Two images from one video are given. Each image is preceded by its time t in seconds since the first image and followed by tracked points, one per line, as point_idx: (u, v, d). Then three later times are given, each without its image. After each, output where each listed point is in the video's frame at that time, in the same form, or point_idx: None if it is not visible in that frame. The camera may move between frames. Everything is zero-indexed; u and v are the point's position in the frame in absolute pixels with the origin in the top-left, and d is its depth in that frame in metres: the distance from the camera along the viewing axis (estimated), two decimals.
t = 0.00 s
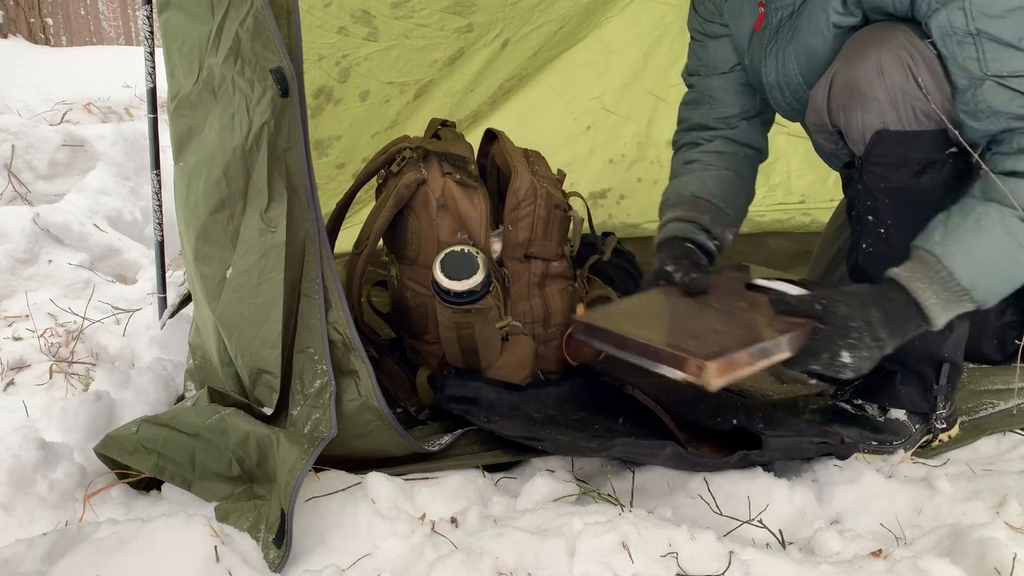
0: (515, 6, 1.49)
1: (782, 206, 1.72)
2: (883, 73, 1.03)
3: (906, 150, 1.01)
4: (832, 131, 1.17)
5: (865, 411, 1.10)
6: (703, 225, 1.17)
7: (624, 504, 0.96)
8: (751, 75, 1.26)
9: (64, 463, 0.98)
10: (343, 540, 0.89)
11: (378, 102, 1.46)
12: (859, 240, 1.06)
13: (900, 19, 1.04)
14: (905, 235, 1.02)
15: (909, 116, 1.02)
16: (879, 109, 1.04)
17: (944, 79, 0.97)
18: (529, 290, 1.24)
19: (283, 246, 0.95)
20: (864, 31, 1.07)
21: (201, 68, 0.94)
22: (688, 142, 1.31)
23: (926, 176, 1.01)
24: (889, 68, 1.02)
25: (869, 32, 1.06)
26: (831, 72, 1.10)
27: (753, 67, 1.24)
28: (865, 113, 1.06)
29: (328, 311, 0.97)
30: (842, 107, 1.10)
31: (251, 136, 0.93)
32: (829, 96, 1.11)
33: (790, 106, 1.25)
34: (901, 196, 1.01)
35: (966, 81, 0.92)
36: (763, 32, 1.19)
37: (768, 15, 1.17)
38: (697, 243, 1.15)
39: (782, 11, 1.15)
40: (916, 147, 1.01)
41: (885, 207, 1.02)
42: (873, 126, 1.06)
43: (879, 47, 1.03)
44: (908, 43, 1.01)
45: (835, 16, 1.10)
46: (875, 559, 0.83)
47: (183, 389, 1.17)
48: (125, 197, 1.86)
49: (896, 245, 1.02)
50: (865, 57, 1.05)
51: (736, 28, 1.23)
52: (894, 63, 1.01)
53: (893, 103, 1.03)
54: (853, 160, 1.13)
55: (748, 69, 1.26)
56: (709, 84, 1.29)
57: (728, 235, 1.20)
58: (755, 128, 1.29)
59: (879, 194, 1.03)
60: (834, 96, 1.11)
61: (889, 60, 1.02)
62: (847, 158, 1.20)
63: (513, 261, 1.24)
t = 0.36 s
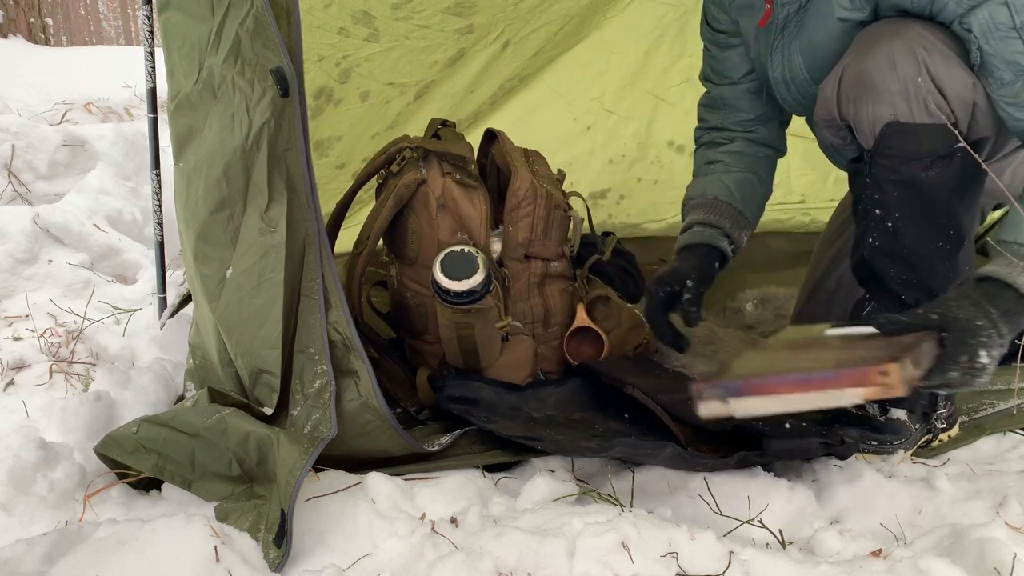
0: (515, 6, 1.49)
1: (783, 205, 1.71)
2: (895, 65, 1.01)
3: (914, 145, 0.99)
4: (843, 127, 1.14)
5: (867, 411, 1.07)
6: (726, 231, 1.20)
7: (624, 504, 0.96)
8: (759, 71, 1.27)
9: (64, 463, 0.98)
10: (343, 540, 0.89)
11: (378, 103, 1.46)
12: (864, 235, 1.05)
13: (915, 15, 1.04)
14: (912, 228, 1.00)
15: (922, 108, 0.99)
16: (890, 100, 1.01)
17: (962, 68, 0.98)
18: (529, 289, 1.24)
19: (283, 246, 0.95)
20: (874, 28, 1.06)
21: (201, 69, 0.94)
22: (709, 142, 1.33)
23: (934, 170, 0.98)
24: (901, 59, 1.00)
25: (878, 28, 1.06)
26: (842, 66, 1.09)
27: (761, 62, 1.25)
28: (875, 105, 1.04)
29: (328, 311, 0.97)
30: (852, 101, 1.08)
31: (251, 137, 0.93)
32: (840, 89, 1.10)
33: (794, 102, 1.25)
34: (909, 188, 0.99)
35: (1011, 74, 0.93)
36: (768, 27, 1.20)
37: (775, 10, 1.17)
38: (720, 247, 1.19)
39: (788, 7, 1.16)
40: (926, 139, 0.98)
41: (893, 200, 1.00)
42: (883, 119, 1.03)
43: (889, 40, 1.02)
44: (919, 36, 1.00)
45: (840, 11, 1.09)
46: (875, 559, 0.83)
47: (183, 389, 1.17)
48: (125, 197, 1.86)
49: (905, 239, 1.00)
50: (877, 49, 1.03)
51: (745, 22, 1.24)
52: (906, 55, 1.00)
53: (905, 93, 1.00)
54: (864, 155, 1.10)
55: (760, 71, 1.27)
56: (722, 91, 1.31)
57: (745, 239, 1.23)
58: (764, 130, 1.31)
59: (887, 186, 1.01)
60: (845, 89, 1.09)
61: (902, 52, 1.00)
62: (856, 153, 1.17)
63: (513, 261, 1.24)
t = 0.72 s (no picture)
0: (515, 6, 1.50)
1: (784, 206, 1.71)
2: (894, 62, 1.01)
3: (916, 140, 1.00)
4: (841, 126, 1.13)
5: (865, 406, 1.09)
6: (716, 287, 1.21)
7: (624, 503, 0.96)
8: (761, 71, 1.26)
9: (64, 463, 0.98)
10: (343, 540, 0.89)
11: (378, 103, 1.46)
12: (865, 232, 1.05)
13: (915, 15, 1.05)
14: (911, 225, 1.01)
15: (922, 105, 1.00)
16: (890, 97, 1.02)
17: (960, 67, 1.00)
18: (530, 289, 1.24)
19: (283, 246, 0.95)
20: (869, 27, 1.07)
21: (201, 69, 0.94)
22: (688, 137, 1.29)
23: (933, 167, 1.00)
24: (900, 56, 1.01)
25: (875, 26, 1.06)
26: (839, 64, 1.09)
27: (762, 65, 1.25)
28: (874, 101, 1.03)
29: (328, 311, 0.97)
30: (849, 98, 1.07)
31: (251, 136, 0.93)
32: (839, 87, 1.09)
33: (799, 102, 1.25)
34: (907, 186, 1.01)
35: (998, 80, 0.97)
36: (774, 28, 1.21)
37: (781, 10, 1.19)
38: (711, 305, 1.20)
39: (795, 8, 1.17)
40: (924, 138, 1.00)
41: (892, 197, 1.01)
42: (881, 116, 1.03)
43: (889, 37, 1.03)
44: (918, 35, 1.01)
45: (847, 11, 1.08)
46: (875, 559, 0.83)
47: (183, 389, 1.17)
48: (125, 197, 1.86)
49: (905, 238, 1.01)
50: (875, 47, 1.04)
51: (747, 22, 1.24)
52: (905, 53, 1.01)
53: (904, 90, 1.01)
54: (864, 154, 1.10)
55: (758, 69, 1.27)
56: (713, 81, 1.28)
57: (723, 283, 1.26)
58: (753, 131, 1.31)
59: (886, 184, 1.02)
60: (842, 87, 1.08)
61: (901, 50, 1.01)
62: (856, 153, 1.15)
63: (514, 261, 1.24)
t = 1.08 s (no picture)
0: (515, 6, 1.49)
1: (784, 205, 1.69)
2: (894, 63, 1.03)
3: (919, 140, 1.01)
4: (840, 127, 1.15)
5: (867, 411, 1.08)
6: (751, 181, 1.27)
7: (624, 503, 0.96)
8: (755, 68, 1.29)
9: (64, 463, 0.98)
10: (343, 540, 0.89)
11: (378, 103, 1.46)
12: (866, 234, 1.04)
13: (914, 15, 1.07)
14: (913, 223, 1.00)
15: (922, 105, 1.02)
16: (891, 98, 1.03)
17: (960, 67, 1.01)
18: (530, 290, 1.25)
19: (283, 246, 0.95)
20: (870, 29, 1.09)
21: (202, 69, 0.94)
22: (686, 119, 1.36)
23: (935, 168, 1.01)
24: (901, 57, 1.02)
25: (877, 28, 1.08)
26: (840, 66, 1.10)
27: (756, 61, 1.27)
28: (875, 102, 1.05)
29: (328, 311, 0.97)
30: (850, 98, 1.09)
31: (251, 136, 0.93)
32: (839, 88, 1.10)
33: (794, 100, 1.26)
34: (907, 184, 1.01)
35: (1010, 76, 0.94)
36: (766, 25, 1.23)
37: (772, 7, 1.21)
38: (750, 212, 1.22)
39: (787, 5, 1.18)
40: (926, 138, 1.01)
41: (893, 199, 1.02)
42: (883, 117, 1.04)
43: (891, 38, 1.04)
44: (919, 36, 1.03)
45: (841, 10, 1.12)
46: (875, 559, 0.83)
47: (183, 389, 1.17)
48: (125, 197, 1.86)
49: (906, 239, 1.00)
50: (876, 48, 1.05)
51: (737, 21, 1.27)
52: (905, 52, 1.03)
53: (905, 90, 1.02)
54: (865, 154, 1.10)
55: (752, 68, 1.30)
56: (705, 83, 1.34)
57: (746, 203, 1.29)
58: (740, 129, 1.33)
59: (888, 185, 1.03)
60: (843, 88, 1.10)
61: (901, 51, 1.03)
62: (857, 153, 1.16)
63: (514, 262, 1.24)
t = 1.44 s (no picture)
0: (515, 6, 1.48)
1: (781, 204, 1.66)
2: (873, 71, 1.04)
3: (900, 145, 1.00)
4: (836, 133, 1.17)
5: (870, 410, 1.10)
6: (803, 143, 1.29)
7: (624, 503, 0.96)
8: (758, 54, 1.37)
9: (64, 463, 0.98)
10: (343, 541, 0.89)
11: (378, 103, 1.46)
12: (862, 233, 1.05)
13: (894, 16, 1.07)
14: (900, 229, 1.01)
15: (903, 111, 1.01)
16: (873, 106, 1.04)
17: (941, 73, 0.98)
18: (530, 289, 1.24)
19: (283, 246, 0.95)
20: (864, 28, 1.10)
21: (201, 69, 0.94)
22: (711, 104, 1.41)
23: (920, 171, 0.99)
24: (879, 64, 1.03)
25: (865, 33, 1.08)
26: (827, 75, 1.13)
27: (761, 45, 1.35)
28: (858, 111, 1.07)
29: (328, 312, 0.97)
30: (838, 105, 1.11)
31: (252, 136, 0.93)
32: (827, 97, 1.13)
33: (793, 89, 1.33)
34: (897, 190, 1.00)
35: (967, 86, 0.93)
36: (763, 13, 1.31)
37: None
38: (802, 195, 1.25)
39: None
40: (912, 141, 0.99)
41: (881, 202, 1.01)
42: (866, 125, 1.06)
43: (872, 46, 1.05)
44: (898, 42, 1.02)
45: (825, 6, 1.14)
46: (875, 559, 0.83)
47: (183, 389, 1.17)
48: (125, 197, 1.86)
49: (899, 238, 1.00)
50: (857, 56, 1.07)
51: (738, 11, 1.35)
52: (883, 60, 1.03)
53: (885, 97, 1.03)
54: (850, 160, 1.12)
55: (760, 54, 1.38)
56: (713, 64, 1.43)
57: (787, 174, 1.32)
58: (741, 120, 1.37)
59: (877, 189, 1.01)
60: (831, 97, 1.12)
61: (880, 59, 1.03)
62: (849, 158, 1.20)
63: (514, 262, 1.24)
